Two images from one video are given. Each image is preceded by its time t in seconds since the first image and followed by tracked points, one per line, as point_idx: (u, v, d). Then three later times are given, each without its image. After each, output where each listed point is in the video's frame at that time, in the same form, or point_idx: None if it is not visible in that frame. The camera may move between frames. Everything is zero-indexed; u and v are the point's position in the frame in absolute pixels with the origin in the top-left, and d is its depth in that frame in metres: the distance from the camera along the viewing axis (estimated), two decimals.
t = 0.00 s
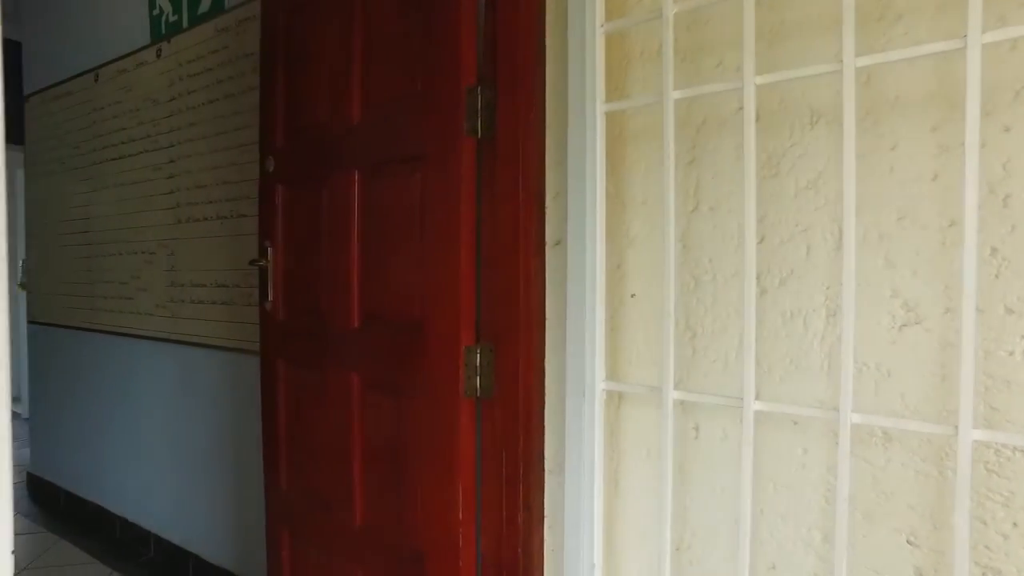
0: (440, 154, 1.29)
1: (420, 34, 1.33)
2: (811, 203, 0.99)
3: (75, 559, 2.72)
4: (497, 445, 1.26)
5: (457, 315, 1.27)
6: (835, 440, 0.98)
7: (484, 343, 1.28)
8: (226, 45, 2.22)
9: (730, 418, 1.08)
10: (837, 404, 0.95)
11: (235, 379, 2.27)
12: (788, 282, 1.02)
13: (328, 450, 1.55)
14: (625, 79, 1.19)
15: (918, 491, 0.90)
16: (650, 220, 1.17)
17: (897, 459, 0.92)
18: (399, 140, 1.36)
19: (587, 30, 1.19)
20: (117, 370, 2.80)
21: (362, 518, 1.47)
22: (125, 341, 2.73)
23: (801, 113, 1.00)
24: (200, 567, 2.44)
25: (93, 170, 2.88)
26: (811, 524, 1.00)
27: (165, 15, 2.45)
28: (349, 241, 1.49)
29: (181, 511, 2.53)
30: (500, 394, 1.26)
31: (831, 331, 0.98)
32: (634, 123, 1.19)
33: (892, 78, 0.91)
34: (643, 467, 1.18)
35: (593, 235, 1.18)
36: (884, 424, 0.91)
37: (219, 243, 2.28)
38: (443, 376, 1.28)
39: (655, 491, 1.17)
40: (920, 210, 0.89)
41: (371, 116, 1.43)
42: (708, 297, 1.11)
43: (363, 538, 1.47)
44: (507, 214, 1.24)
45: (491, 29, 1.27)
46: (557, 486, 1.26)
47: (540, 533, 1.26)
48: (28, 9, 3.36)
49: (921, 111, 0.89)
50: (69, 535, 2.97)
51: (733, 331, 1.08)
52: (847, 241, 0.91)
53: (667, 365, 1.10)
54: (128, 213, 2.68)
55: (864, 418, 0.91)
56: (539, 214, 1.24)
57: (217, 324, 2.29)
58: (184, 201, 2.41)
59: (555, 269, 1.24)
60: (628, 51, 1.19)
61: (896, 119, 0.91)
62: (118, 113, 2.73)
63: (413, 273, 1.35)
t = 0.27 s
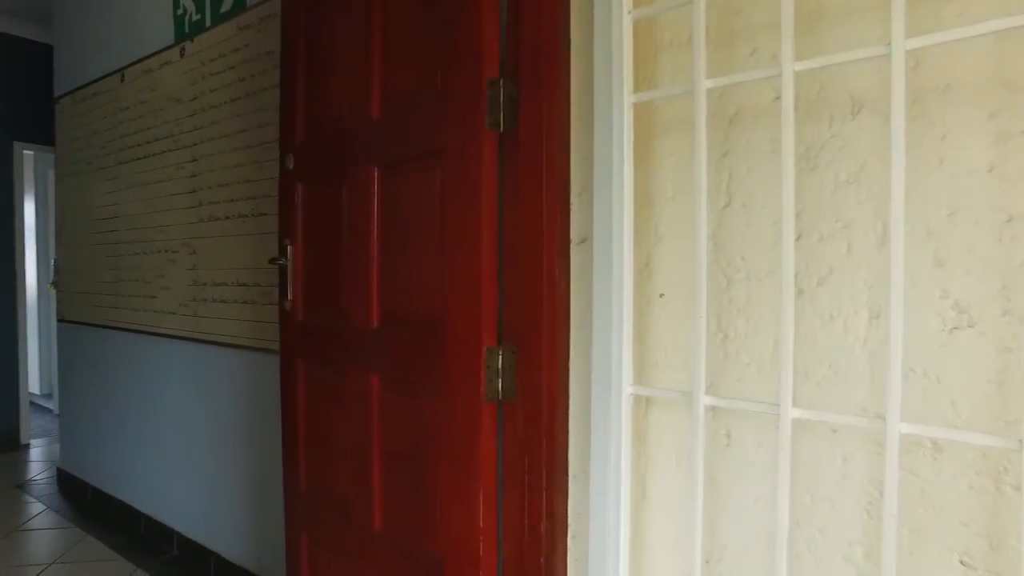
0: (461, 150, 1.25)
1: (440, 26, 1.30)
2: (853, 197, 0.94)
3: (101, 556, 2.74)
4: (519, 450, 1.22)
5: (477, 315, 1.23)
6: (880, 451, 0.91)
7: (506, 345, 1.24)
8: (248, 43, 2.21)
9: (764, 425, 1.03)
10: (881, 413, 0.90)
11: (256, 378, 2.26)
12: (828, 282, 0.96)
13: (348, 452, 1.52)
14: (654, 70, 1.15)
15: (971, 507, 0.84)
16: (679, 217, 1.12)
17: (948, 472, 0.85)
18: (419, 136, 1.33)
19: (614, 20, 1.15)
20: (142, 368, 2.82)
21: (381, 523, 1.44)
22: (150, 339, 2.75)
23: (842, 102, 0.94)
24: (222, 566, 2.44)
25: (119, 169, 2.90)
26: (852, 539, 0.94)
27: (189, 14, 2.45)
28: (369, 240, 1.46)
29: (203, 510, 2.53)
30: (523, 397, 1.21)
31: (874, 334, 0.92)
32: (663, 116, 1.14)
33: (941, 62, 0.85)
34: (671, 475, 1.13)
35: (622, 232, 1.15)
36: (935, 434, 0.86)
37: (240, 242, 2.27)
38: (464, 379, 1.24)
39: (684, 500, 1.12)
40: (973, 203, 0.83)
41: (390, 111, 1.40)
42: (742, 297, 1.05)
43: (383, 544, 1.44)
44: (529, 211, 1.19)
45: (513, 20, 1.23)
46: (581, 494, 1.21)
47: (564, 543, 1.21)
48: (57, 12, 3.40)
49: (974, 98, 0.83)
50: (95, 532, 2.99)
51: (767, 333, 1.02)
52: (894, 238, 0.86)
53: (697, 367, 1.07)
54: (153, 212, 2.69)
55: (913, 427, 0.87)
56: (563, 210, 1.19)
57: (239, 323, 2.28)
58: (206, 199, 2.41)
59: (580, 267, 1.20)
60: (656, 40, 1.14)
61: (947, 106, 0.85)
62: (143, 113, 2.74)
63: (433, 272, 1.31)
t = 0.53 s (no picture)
0: (481, 147, 1.21)
1: (460, 19, 1.26)
2: (897, 195, 0.87)
3: (125, 554, 2.77)
4: (541, 458, 1.18)
5: (497, 319, 1.18)
6: (929, 469, 0.85)
7: (528, 350, 1.19)
8: (268, 42, 2.20)
9: (799, 437, 0.97)
10: (931, 428, 0.84)
11: (275, 379, 2.25)
12: (869, 285, 0.90)
13: (367, 456, 1.50)
14: (682, 63, 1.09)
15: None
16: (708, 216, 1.07)
17: (1005, 493, 0.79)
18: (438, 134, 1.29)
19: (641, 10, 1.10)
20: (165, 367, 2.83)
21: (401, 530, 1.42)
22: (173, 339, 2.76)
23: (886, 93, 0.88)
24: (241, 567, 2.43)
25: (143, 170, 2.92)
26: (893, 561, 0.88)
27: (211, 15, 2.45)
28: (387, 240, 1.43)
29: (223, 510, 2.53)
30: (545, 404, 1.17)
31: (921, 342, 0.86)
32: (692, 110, 1.09)
33: (998, 47, 0.79)
34: (700, 488, 1.08)
35: (650, 233, 1.10)
36: (990, 452, 0.79)
37: (261, 242, 2.27)
38: (484, 384, 1.20)
39: (714, 515, 1.06)
40: None
41: (409, 108, 1.36)
42: (775, 301, 0.99)
43: (402, 551, 1.41)
44: (553, 211, 1.15)
45: (535, 12, 1.19)
46: (605, 506, 1.16)
47: (587, 556, 1.16)
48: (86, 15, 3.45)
49: None
50: (120, 529, 3.02)
51: (803, 340, 0.97)
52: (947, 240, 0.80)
53: (729, 376, 1.01)
54: (176, 212, 2.70)
55: (967, 445, 0.80)
56: (587, 209, 1.14)
57: (259, 323, 2.28)
58: (227, 200, 2.41)
59: (604, 269, 1.15)
60: (685, 30, 1.09)
61: (1004, 95, 0.78)
62: (166, 114, 2.76)
63: (452, 274, 1.27)
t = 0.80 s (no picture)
0: (503, 144, 1.17)
1: (482, 12, 1.22)
2: (948, 191, 0.82)
3: (149, 551, 2.79)
4: (564, 466, 1.14)
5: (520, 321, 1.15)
6: (984, 487, 0.79)
7: (551, 353, 1.16)
8: (290, 41, 2.19)
9: (838, 447, 0.92)
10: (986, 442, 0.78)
11: (296, 380, 2.24)
12: (916, 288, 0.85)
13: (387, 459, 1.48)
14: (714, 53, 1.05)
15: None
16: (742, 215, 1.02)
17: None
18: (460, 130, 1.26)
19: None
20: (189, 366, 2.85)
21: (422, 536, 1.39)
22: (196, 338, 2.77)
23: (936, 82, 0.82)
24: (263, 567, 2.43)
25: (168, 170, 2.94)
26: None
27: (234, 14, 2.46)
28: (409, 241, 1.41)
29: (245, 509, 2.53)
30: (569, 410, 1.13)
31: (973, 349, 0.80)
32: (724, 103, 1.04)
33: None
34: (731, 499, 1.03)
35: (681, 231, 1.06)
36: None
37: (282, 242, 2.26)
38: (506, 389, 1.17)
39: (746, 527, 1.02)
40: None
41: (431, 105, 1.34)
42: (813, 304, 0.94)
43: (423, 557, 1.39)
44: (578, 209, 1.11)
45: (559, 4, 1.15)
46: (631, 517, 1.11)
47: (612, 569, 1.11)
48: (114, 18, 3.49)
49: None
50: (145, 526, 3.05)
51: (843, 345, 0.91)
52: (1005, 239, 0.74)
53: (765, 381, 0.97)
54: (200, 212, 2.71)
55: None
56: (613, 207, 1.09)
57: (280, 324, 2.27)
58: (250, 200, 2.41)
59: (631, 270, 1.10)
60: (717, 19, 1.04)
61: None
62: (191, 114, 2.77)
63: (472, 275, 1.25)
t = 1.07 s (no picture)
0: (525, 142, 1.14)
1: (503, 6, 1.20)
2: (999, 187, 0.77)
3: (172, 549, 2.80)
4: (588, 473, 1.11)
5: (542, 324, 1.12)
6: None
7: (573, 357, 1.12)
8: (311, 40, 2.19)
9: (877, 459, 0.87)
10: None
11: (316, 380, 2.24)
12: (962, 291, 0.80)
13: (406, 462, 1.47)
14: (745, 44, 1.00)
15: None
16: (773, 214, 0.98)
17: None
18: (480, 129, 1.23)
19: None
20: (211, 365, 2.86)
21: (440, 543, 1.37)
22: (218, 337, 2.78)
23: (986, 72, 0.77)
24: (283, 567, 2.43)
25: (190, 170, 2.96)
26: None
27: (255, 15, 2.46)
28: (429, 242, 1.40)
29: (266, 509, 2.53)
30: (593, 415, 1.10)
31: None
32: (756, 97, 0.99)
33: None
34: (761, 511, 0.99)
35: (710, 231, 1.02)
36: None
37: (303, 242, 2.26)
38: (527, 394, 1.15)
39: (776, 540, 0.97)
40: None
41: (451, 104, 1.32)
42: (849, 307, 0.90)
43: (441, 564, 1.36)
44: (603, 208, 1.07)
45: None
46: (656, 526, 1.08)
47: None
48: (139, 20, 3.53)
49: None
50: (168, 524, 3.07)
51: (881, 350, 0.87)
52: None
53: (799, 389, 0.92)
54: (221, 212, 2.73)
55: None
56: (639, 207, 1.06)
57: (300, 324, 2.27)
58: (270, 199, 2.42)
59: (658, 271, 1.07)
60: (748, 9, 1.00)
61: None
62: (212, 114, 2.78)
63: (493, 276, 1.22)
